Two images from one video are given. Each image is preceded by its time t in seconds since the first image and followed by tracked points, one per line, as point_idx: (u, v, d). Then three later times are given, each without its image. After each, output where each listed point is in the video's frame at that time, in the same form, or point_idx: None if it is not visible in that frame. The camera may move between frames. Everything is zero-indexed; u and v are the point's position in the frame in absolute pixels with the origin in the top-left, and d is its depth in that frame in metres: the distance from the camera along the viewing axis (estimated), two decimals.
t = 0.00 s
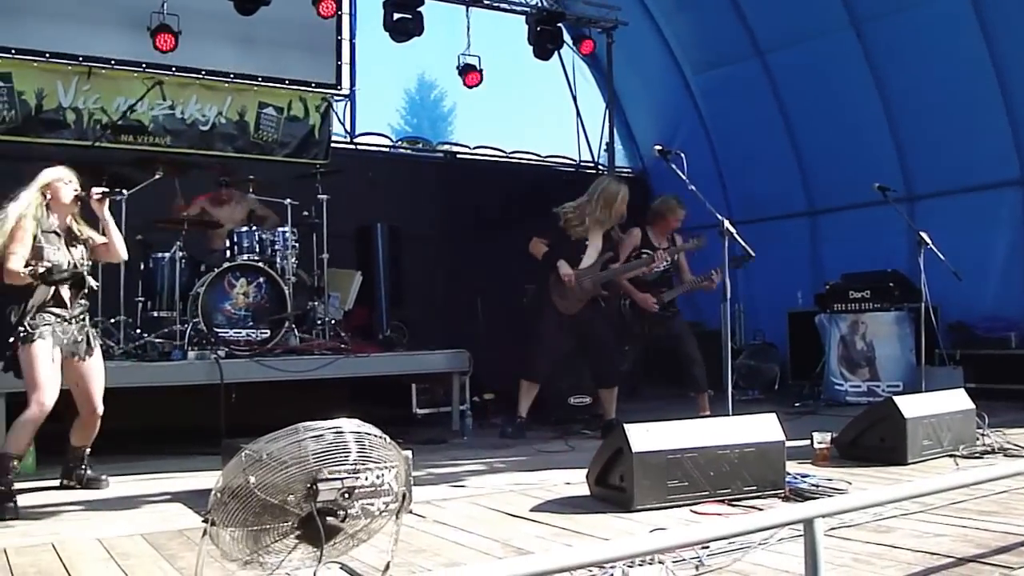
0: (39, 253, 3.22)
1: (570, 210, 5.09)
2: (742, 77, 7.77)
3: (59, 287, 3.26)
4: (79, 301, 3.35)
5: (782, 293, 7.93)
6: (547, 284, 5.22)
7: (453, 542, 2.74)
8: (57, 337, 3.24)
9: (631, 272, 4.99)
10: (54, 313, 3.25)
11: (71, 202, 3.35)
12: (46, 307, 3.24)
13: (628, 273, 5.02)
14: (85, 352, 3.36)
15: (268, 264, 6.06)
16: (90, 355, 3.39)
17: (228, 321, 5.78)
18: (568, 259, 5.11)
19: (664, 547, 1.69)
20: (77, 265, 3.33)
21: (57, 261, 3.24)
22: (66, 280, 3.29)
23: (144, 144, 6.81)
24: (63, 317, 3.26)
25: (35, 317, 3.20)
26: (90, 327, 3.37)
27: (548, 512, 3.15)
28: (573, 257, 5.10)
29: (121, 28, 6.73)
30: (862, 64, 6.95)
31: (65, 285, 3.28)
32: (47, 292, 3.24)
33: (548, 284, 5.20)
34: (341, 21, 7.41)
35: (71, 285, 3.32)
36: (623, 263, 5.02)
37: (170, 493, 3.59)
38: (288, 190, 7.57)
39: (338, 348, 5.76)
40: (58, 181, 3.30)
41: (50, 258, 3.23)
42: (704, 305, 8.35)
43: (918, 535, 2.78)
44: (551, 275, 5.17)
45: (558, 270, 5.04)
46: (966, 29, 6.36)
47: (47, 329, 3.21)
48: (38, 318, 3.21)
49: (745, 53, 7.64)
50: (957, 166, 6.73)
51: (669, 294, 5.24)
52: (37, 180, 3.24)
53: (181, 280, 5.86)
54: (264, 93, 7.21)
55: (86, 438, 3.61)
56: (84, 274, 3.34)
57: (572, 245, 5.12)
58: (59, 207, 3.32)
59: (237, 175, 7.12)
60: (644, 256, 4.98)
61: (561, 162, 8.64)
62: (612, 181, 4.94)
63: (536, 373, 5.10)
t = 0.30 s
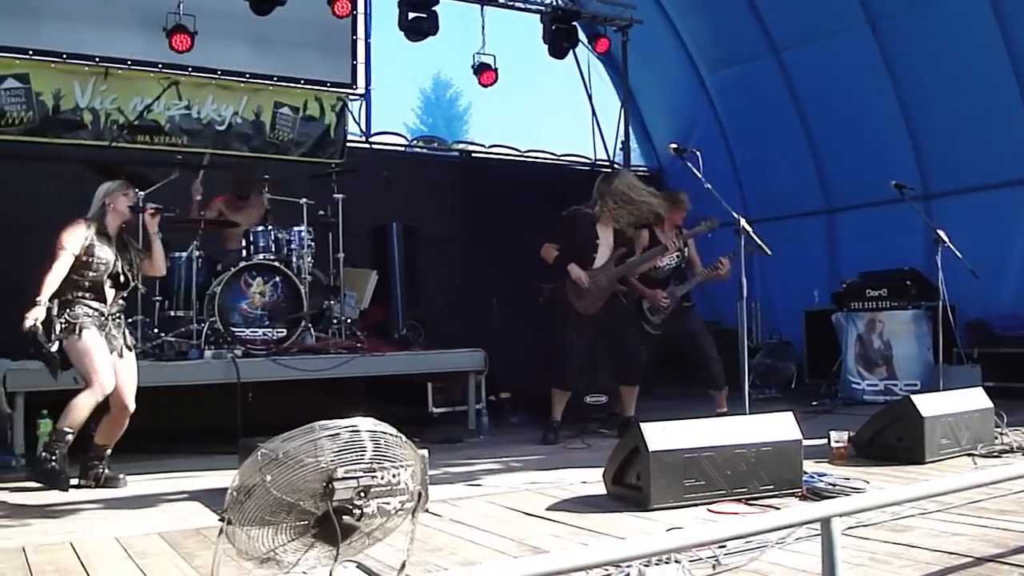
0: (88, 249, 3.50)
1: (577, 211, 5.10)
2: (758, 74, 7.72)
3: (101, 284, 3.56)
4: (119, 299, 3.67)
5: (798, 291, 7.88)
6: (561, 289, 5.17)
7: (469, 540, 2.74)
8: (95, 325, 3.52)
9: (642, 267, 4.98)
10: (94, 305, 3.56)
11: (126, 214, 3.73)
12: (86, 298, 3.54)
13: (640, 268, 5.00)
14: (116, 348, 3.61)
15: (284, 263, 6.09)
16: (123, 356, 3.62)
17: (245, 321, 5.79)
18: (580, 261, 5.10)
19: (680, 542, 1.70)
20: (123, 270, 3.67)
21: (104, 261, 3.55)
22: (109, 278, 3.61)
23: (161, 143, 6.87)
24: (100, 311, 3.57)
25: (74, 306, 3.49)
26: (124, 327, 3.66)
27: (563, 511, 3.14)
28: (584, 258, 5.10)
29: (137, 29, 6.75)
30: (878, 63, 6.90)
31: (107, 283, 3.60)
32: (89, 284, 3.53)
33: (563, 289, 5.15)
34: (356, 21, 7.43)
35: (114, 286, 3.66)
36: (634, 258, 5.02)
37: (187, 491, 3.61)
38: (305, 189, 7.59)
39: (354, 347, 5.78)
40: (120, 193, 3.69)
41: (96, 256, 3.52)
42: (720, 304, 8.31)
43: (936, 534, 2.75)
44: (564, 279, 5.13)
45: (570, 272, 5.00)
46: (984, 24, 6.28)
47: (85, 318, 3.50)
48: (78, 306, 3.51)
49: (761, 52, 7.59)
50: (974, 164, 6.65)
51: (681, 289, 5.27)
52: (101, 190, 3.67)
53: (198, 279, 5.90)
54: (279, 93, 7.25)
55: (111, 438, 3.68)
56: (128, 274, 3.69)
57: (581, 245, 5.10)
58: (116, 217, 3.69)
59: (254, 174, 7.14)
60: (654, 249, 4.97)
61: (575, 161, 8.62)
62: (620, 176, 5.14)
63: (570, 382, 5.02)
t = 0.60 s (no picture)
0: (107, 244, 3.53)
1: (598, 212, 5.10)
2: (774, 71, 7.67)
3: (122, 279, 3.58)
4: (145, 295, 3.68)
5: (815, 290, 7.83)
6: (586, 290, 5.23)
7: (485, 539, 2.73)
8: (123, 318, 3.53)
9: (667, 269, 4.92)
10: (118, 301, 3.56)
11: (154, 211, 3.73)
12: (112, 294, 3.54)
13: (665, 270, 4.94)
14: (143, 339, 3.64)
15: (300, 263, 6.10)
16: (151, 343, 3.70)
17: (261, 320, 5.80)
18: (604, 262, 5.09)
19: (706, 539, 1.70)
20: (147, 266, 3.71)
21: (125, 256, 3.55)
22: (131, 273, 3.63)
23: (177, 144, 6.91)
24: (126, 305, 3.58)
25: (98, 301, 3.50)
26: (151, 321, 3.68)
27: (580, 510, 3.13)
28: (608, 259, 5.10)
29: (154, 29, 6.77)
30: (895, 60, 6.84)
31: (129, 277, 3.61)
32: (112, 279, 3.55)
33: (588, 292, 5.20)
34: (371, 20, 7.42)
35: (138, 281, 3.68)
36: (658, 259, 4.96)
37: (205, 490, 3.62)
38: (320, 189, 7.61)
39: (369, 346, 5.78)
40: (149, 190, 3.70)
41: (116, 251, 3.54)
42: (737, 301, 8.27)
43: (955, 534, 2.72)
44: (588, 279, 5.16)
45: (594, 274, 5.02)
46: (1005, 20, 6.19)
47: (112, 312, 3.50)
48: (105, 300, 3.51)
49: (776, 50, 7.54)
50: (991, 162, 6.57)
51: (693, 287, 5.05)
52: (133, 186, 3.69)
53: (214, 279, 5.92)
54: (295, 92, 7.28)
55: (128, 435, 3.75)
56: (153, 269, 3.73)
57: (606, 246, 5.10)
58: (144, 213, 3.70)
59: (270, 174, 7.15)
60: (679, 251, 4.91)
61: (591, 160, 8.63)
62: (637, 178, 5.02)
63: (589, 383, 5.01)
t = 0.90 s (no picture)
0: (127, 245, 3.57)
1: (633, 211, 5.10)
2: (790, 69, 7.62)
3: (143, 279, 3.58)
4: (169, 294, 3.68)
5: (833, 289, 7.78)
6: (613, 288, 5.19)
7: (501, 539, 2.72)
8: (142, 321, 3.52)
9: (698, 272, 4.91)
10: (140, 305, 3.57)
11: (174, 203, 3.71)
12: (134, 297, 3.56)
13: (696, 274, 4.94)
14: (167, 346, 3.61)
15: (316, 263, 6.10)
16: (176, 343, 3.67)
17: (277, 320, 5.83)
18: (633, 261, 5.08)
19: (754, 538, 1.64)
20: (170, 264, 3.69)
21: (144, 256, 3.58)
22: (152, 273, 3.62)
23: (193, 144, 6.93)
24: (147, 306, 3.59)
25: (120, 305, 3.52)
26: (177, 321, 3.66)
27: (596, 510, 3.11)
28: (637, 258, 5.09)
29: (170, 30, 6.80)
30: (914, 58, 6.77)
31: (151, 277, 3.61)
32: (133, 282, 3.56)
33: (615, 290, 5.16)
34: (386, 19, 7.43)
35: (161, 279, 3.68)
36: (688, 263, 4.96)
37: (221, 489, 3.63)
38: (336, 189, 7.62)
39: (386, 346, 5.79)
40: (165, 180, 3.68)
41: (136, 252, 3.57)
42: (753, 298, 8.24)
43: (975, 534, 2.69)
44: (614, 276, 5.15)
45: (622, 272, 5.02)
46: None
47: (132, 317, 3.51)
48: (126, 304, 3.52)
49: (793, 47, 7.49)
50: (1010, 160, 6.50)
51: (716, 289, 5.03)
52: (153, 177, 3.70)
53: (230, 280, 5.95)
54: (310, 93, 7.30)
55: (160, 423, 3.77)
56: (172, 270, 3.69)
57: (637, 244, 5.09)
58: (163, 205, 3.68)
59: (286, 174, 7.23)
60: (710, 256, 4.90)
61: (607, 158, 8.62)
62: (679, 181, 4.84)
63: (609, 381, 5.02)
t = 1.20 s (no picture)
0: (154, 246, 3.35)
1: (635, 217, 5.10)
2: (807, 68, 7.57)
3: (175, 283, 3.35)
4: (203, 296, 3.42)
5: (851, 288, 7.72)
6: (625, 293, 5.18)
7: (518, 539, 2.71)
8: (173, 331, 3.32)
9: (706, 270, 4.93)
10: (173, 310, 3.36)
11: (202, 196, 3.43)
12: (164, 303, 3.35)
13: (705, 273, 4.97)
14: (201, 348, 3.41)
15: (332, 262, 6.09)
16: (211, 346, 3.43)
17: (293, 321, 5.88)
18: (643, 265, 5.09)
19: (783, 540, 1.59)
20: (202, 263, 3.41)
21: (173, 257, 3.34)
22: (184, 275, 3.38)
23: (209, 145, 6.94)
24: (179, 311, 3.37)
25: (152, 311, 3.33)
26: (210, 324, 3.44)
27: (614, 510, 3.10)
28: (647, 262, 5.09)
29: (187, 32, 6.84)
30: (932, 55, 6.70)
31: (182, 281, 3.37)
32: (163, 286, 3.35)
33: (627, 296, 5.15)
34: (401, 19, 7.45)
35: (194, 280, 3.41)
36: (697, 262, 4.99)
37: (239, 489, 3.64)
38: (352, 189, 7.63)
39: (402, 346, 5.81)
40: (187, 173, 3.39)
41: (164, 254, 3.34)
42: (770, 298, 8.18)
43: (995, 535, 2.65)
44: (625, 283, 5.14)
45: (633, 278, 4.99)
46: None
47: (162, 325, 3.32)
48: (156, 311, 3.34)
49: (810, 46, 7.44)
50: None
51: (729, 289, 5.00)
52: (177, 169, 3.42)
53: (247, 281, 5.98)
54: (326, 93, 7.30)
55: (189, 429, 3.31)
56: (203, 271, 3.42)
57: (645, 247, 5.06)
58: (189, 197, 3.43)
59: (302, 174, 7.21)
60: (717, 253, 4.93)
61: (624, 158, 8.56)
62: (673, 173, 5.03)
63: (625, 383, 4.98)
